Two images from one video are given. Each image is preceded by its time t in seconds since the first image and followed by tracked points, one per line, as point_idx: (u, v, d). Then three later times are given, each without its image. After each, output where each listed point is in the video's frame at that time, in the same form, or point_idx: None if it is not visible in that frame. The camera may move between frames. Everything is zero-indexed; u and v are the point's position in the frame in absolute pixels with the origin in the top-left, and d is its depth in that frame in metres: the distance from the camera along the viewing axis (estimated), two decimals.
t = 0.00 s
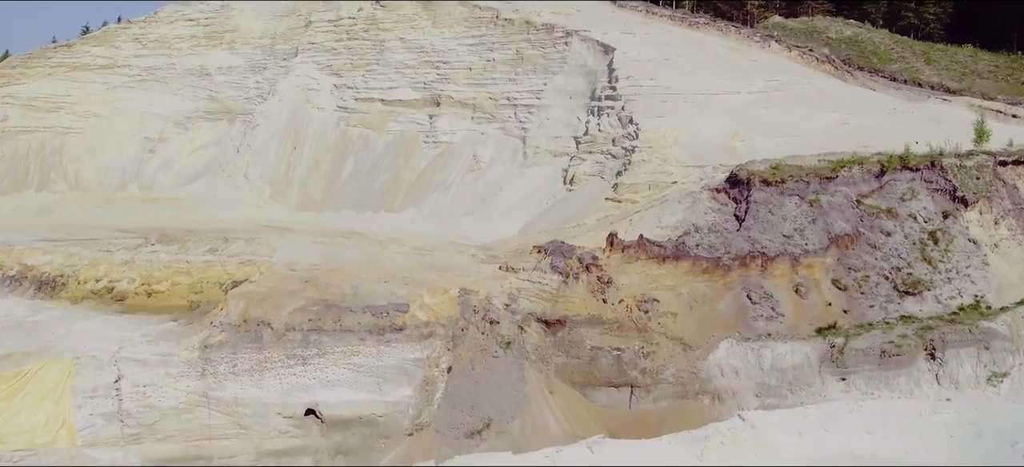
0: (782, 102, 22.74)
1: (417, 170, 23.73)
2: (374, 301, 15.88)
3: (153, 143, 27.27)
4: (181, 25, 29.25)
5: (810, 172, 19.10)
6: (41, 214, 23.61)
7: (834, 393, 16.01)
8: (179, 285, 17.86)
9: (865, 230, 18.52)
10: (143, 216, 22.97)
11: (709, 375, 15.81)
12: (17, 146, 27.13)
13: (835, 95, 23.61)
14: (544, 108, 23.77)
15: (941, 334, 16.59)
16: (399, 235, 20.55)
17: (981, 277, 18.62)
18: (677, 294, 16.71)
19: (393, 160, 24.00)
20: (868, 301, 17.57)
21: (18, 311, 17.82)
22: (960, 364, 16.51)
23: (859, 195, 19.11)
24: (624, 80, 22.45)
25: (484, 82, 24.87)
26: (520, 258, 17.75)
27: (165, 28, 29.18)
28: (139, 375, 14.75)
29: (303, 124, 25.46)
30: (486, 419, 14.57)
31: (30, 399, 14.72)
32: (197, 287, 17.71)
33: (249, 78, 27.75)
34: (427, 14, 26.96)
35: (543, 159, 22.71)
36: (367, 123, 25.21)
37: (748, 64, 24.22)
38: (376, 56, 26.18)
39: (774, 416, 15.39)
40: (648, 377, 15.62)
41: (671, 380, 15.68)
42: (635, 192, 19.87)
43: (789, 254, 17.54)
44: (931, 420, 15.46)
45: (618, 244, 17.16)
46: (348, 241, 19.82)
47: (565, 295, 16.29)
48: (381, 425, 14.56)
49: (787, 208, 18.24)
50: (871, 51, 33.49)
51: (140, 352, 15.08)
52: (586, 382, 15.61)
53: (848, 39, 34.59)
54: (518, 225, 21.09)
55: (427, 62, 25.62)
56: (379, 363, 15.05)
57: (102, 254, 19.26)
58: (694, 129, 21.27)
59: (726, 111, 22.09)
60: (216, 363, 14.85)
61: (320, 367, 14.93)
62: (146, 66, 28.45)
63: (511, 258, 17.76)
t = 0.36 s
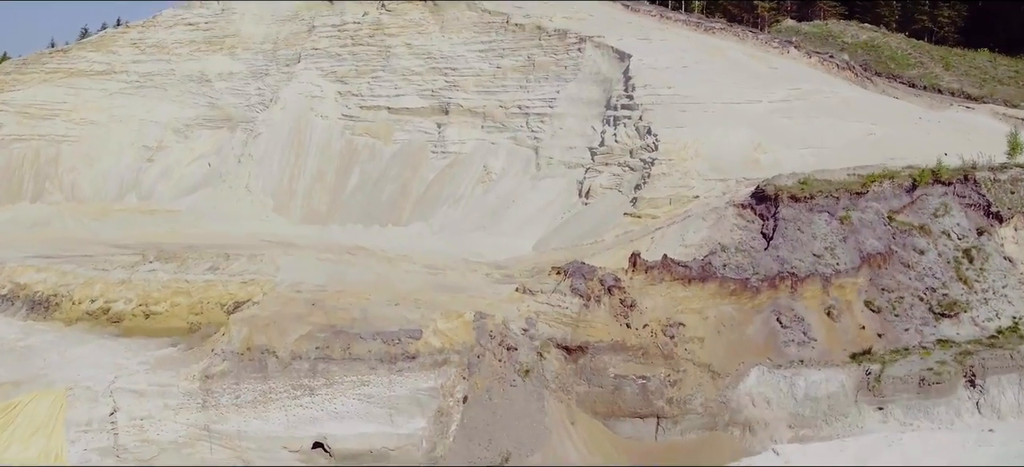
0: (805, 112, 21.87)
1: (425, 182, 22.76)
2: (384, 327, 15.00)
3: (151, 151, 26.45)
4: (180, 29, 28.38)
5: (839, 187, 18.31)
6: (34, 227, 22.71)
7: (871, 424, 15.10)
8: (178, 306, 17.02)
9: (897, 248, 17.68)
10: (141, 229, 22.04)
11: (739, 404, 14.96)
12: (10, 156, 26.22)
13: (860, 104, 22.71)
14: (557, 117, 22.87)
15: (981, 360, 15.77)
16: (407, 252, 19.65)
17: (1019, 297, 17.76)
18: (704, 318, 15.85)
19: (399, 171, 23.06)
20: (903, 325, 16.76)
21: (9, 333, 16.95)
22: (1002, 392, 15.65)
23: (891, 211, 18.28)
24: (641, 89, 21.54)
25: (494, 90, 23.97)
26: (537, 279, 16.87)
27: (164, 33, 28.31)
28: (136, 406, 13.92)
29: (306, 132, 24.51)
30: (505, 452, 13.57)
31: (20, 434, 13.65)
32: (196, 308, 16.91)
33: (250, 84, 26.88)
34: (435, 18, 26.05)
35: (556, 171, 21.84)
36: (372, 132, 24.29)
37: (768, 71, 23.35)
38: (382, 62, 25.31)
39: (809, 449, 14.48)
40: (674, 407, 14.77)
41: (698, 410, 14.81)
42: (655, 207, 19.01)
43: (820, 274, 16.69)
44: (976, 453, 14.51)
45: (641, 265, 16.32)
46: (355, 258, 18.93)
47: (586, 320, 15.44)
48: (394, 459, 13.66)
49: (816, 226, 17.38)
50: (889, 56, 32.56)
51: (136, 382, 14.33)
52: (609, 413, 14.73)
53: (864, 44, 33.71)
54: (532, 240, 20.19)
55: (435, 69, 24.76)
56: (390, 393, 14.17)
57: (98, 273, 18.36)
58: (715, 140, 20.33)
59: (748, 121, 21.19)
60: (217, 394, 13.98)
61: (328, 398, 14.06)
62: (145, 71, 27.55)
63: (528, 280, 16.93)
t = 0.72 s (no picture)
0: (833, 123, 21.01)
1: (437, 194, 21.91)
2: (401, 357, 14.12)
3: (152, 161, 25.72)
4: (181, 34, 27.35)
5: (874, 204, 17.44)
6: (31, 241, 21.88)
7: (916, 458, 14.18)
8: (181, 330, 16.23)
9: (936, 269, 16.84)
10: (141, 245, 21.18)
11: (777, 439, 14.03)
12: (7, 166, 25.62)
13: (888, 115, 21.85)
14: (574, 127, 22.02)
15: None
16: (419, 271, 18.79)
17: None
18: (737, 345, 15.01)
19: (409, 183, 22.17)
20: (944, 351, 15.93)
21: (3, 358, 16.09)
22: None
23: (928, 229, 17.45)
24: (663, 99, 20.67)
25: (508, 98, 23.07)
26: (559, 302, 16.07)
27: (165, 38, 27.27)
28: (138, 444, 12.83)
29: (313, 142, 23.66)
30: None
31: None
32: (201, 333, 16.15)
33: (254, 91, 26.05)
34: (445, 23, 24.93)
35: (573, 184, 21.03)
36: (381, 142, 23.44)
37: (792, 80, 22.50)
38: (390, 69, 24.42)
39: None
40: (708, 441, 13.89)
41: (734, 445, 13.92)
42: (680, 224, 18.21)
43: (858, 298, 15.83)
44: None
45: (670, 289, 15.57)
46: (366, 278, 18.06)
47: (614, 348, 14.59)
48: None
49: (852, 245, 16.53)
50: (909, 61, 31.73)
51: (137, 417, 13.41)
52: (638, 448, 13.72)
53: (882, 49, 32.87)
54: (551, 257, 19.28)
55: (446, 77, 23.87)
56: (408, 428, 13.19)
57: (96, 294, 17.47)
58: (740, 153, 19.53)
59: (774, 133, 20.31)
60: (225, 431, 12.98)
61: (342, 434, 13.04)
62: (145, 78, 26.71)
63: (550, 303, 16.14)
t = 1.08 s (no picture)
0: (864, 135, 20.15)
1: (451, 208, 21.03)
2: (423, 392, 13.23)
3: (153, 172, 24.84)
4: (183, 40, 26.51)
5: (915, 224, 16.68)
6: (28, 257, 20.98)
7: None
8: (186, 356, 15.37)
9: (980, 292, 16.02)
10: (143, 262, 20.33)
11: None
12: (4, 177, 24.73)
13: (921, 127, 20.95)
14: (593, 139, 21.17)
15: None
16: (435, 292, 17.92)
17: None
18: (778, 376, 14.23)
19: (421, 197, 21.30)
20: (992, 380, 15.11)
21: None
22: None
23: (970, 250, 16.61)
24: (687, 111, 19.85)
25: (523, 108, 22.22)
26: (588, 330, 15.19)
27: (167, 44, 26.46)
28: None
29: (321, 154, 22.77)
30: None
31: None
32: (206, 359, 15.30)
33: (259, 99, 25.19)
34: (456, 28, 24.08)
35: (594, 199, 20.19)
36: (392, 154, 22.54)
37: (819, 90, 21.68)
38: (401, 78, 23.58)
39: None
40: None
41: None
42: (710, 244, 17.43)
43: (901, 325, 15.03)
44: None
45: (705, 317, 14.82)
46: (380, 300, 17.19)
47: (648, 380, 13.73)
48: None
49: (893, 268, 15.75)
50: (930, 68, 30.85)
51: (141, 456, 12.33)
52: None
53: (903, 55, 32.00)
54: (573, 277, 18.45)
55: (458, 85, 22.98)
56: None
57: (97, 317, 16.62)
58: (770, 168, 18.77)
59: (805, 146, 19.44)
60: None
61: None
62: (146, 85, 25.91)
63: (577, 331, 15.31)
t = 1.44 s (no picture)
0: (895, 148, 19.40)
1: (466, 223, 20.25)
2: (448, 429, 12.36)
3: (156, 183, 24.06)
4: (186, 46, 25.78)
5: (957, 245, 15.90)
6: (27, 274, 20.15)
7: None
8: (193, 384, 14.63)
9: None
10: (146, 279, 19.48)
11: None
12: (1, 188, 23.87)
13: (953, 139, 20.15)
14: (613, 151, 20.40)
15: None
16: (453, 314, 17.12)
17: None
18: (818, 407, 13.52)
19: (434, 212, 20.51)
20: None
21: None
22: None
23: (1014, 272, 15.78)
24: (713, 123, 19.10)
25: (540, 119, 21.44)
26: (620, 360, 14.36)
27: (169, 51, 25.76)
28: None
29: (329, 165, 21.89)
30: None
31: None
32: (215, 387, 14.57)
33: (264, 108, 24.44)
34: (468, 33, 23.23)
35: (615, 214, 19.46)
36: (403, 166, 21.71)
37: (846, 100, 20.94)
38: (412, 86, 22.76)
39: None
40: None
41: None
42: (740, 263, 16.75)
43: (946, 351, 14.30)
44: None
45: (742, 345, 14.03)
46: (395, 323, 16.35)
47: (685, 413, 13.00)
48: None
49: (935, 292, 15.01)
50: (950, 75, 30.08)
51: None
52: None
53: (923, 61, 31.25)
54: (596, 296, 17.70)
55: (471, 94, 22.19)
56: None
57: (99, 342, 15.79)
58: (801, 184, 18.01)
59: (835, 161, 18.75)
60: None
61: None
62: (147, 93, 25.15)
63: (606, 359, 14.54)
